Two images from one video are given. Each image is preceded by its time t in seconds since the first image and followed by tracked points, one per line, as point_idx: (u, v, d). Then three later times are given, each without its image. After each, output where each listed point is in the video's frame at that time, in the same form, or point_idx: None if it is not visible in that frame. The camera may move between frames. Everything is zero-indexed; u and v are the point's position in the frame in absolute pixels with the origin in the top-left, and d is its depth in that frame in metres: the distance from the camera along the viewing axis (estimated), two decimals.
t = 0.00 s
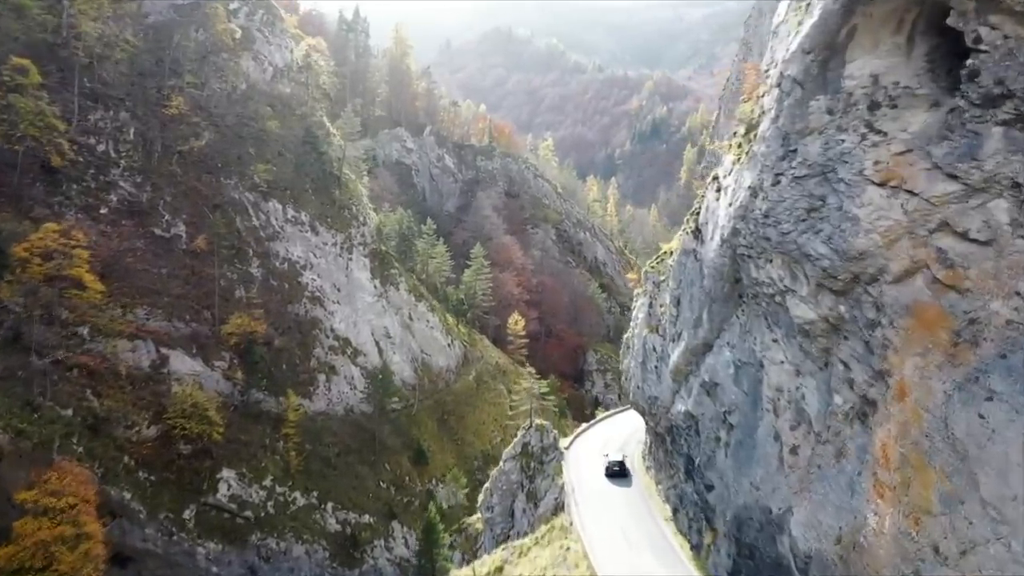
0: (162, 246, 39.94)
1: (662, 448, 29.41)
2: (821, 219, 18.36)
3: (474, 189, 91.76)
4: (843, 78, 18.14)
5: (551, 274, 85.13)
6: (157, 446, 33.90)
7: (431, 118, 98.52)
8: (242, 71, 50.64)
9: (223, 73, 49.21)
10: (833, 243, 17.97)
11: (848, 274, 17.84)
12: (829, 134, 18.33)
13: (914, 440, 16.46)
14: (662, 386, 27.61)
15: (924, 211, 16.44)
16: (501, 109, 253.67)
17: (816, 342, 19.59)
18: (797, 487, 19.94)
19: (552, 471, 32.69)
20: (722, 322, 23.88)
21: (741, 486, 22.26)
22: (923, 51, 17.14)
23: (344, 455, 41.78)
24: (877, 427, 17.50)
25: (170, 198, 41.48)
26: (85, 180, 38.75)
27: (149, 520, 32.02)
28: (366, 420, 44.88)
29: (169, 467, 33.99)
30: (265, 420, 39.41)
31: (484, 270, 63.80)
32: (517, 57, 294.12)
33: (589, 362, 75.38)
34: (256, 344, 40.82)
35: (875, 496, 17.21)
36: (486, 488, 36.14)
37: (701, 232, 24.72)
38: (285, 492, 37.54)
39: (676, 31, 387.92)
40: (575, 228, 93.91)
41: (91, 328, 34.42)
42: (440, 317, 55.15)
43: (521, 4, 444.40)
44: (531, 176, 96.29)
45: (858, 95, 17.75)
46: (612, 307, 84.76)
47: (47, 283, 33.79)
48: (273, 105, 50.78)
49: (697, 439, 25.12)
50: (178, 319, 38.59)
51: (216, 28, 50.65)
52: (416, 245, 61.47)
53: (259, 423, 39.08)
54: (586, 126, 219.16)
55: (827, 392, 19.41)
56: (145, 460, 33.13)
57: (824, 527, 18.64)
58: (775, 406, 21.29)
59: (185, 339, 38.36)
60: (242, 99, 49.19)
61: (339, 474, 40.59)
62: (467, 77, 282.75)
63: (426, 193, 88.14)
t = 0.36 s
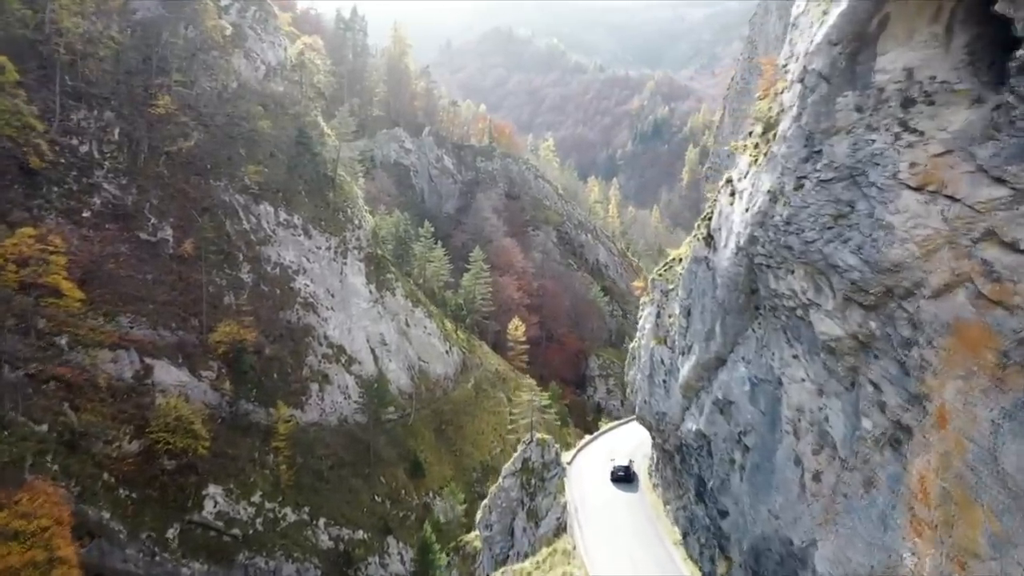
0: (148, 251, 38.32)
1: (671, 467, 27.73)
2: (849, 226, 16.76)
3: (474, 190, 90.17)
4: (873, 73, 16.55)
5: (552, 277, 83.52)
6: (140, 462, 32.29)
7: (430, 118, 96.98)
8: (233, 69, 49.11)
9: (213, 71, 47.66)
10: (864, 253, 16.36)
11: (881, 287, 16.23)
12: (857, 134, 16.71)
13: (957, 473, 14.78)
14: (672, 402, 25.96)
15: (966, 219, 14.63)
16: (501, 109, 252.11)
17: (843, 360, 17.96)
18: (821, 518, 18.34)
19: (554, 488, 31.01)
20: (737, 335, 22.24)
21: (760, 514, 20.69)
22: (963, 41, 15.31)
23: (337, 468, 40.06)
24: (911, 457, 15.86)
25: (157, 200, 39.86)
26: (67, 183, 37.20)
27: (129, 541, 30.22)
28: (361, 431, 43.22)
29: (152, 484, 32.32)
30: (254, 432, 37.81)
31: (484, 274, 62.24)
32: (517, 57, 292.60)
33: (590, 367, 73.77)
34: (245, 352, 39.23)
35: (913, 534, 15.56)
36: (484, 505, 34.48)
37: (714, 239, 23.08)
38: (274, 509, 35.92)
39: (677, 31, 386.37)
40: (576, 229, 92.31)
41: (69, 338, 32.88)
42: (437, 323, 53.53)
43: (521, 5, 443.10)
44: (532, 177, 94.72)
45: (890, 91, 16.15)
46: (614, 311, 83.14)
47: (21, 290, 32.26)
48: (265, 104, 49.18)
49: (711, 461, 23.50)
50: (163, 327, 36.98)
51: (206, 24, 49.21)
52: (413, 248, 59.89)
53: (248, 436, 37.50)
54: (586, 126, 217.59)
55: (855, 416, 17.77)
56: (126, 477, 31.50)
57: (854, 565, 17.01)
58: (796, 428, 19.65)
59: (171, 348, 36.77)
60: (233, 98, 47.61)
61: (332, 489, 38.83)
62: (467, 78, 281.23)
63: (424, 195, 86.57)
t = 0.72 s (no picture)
0: (132, 255, 36.79)
1: (682, 487, 26.19)
2: (883, 235, 15.19)
3: (474, 191, 88.66)
4: (909, 67, 14.89)
5: (553, 280, 81.97)
6: (121, 479, 30.65)
7: (429, 118, 95.56)
8: (224, 67, 47.67)
9: (203, 69, 46.20)
10: (900, 265, 14.78)
11: (918, 302, 14.63)
12: (891, 133, 15.11)
13: (1007, 511, 12.88)
14: (683, 418, 24.40)
15: (1016, 228, 13.02)
16: (502, 110, 250.71)
17: (873, 381, 16.38)
18: (849, 552, 16.79)
19: (556, 508, 29.54)
20: (753, 350, 20.68)
21: (780, 545, 19.23)
22: (1011, 29, 13.40)
23: (330, 481, 38.49)
24: (952, 490, 14.22)
25: (143, 203, 38.35)
26: (46, 185, 35.72)
27: (110, 561, 28.25)
28: (356, 442, 41.63)
29: (134, 501, 30.68)
30: (242, 445, 36.28)
31: (483, 278, 60.70)
32: (518, 57, 291.17)
33: (593, 373, 72.22)
34: (234, 362, 37.69)
35: None
36: (483, 523, 32.85)
37: (728, 246, 21.53)
38: (264, 525, 34.36)
39: (679, 31, 384.88)
40: (578, 231, 90.79)
41: (47, 348, 31.28)
42: (435, 329, 51.99)
43: (522, 5, 441.80)
44: (532, 178, 93.21)
45: (928, 84, 14.49)
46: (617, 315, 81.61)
47: None
48: (256, 104, 47.68)
49: (727, 484, 21.97)
50: (147, 336, 35.43)
51: (195, 21, 47.90)
52: (411, 252, 58.38)
53: (237, 450, 35.98)
54: (588, 126, 216.06)
55: (885, 439, 16.13)
56: (106, 495, 29.80)
57: None
58: (819, 452, 18.11)
59: (156, 357, 35.23)
60: (223, 97, 46.12)
61: (325, 503, 37.26)
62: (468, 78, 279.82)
63: (422, 196, 85.07)
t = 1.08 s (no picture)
0: (116, 261, 35.21)
1: (693, 510, 24.58)
2: (926, 246, 13.55)
3: (474, 192, 87.11)
4: (952, 59, 13.33)
5: (555, 283, 80.40)
6: (100, 497, 29.00)
7: (428, 119, 94.11)
8: (214, 64, 46.22)
9: (192, 67, 44.66)
10: (946, 280, 13.11)
11: (968, 322, 12.94)
12: (934, 131, 13.53)
13: None
14: (695, 438, 22.78)
15: None
16: (503, 110, 249.23)
17: (911, 407, 14.69)
18: None
19: (559, 529, 27.88)
20: (773, 367, 19.05)
21: None
22: None
23: (322, 495, 36.83)
24: (1007, 534, 12.52)
25: (128, 206, 36.73)
26: (25, 188, 34.25)
27: None
28: (349, 454, 40.02)
29: (115, 521, 28.98)
30: (229, 459, 34.68)
31: (482, 282, 59.15)
32: (519, 57, 289.65)
33: (595, 379, 70.61)
34: (221, 372, 36.07)
35: None
36: (481, 543, 31.21)
37: (746, 255, 19.92)
38: (251, 544, 32.71)
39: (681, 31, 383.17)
40: (580, 233, 89.23)
41: (22, 360, 29.70)
42: (433, 335, 50.41)
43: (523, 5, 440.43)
44: (533, 179, 91.69)
45: (974, 80, 12.92)
46: (620, 319, 80.09)
47: None
48: (248, 103, 46.14)
49: (744, 512, 20.33)
50: (131, 345, 33.87)
51: (183, 17, 46.60)
52: (408, 256, 56.85)
53: (224, 464, 34.41)
54: (590, 126, 214.45)
55: (927, 472, 14.38)
56: (84, 515, 28.13)
57: None
58: (848, 482, 16.46)
59: (139, 368, 33.65)
60: (213, 95, 44.58)
61: (316, 519, 35.58)
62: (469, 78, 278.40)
63: (421, 197, 83.56)
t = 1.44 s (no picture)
0: (98, 266, 33.70)
1: (708, 536, 22.99)
2: (981, 259, 11.94)
3: (473, 193, 85.54)
4: (1010, 45, 11.62)
5: (556, 286, 78.84)
6: (77, 518, 27.43)
7: (427, 118, 92.57)
8: (203, 61, 44.77)
9: (180, 64, 43.14)
10: (1007, 298, 11.49)
11: None
12: (989, 129, 11.85)
13: None
14: (711, 460, 21.17)
15: None
16: (504, 110, 247.57)
17: (958, 439, 13.01)
18: None
19: (563, 553, 26.23)
20: (798, 388, 17.45)
21: None
22: None
23: (314, 510, 35.17)
24: None
25: (112, 209, 35.18)
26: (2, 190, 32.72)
27: None
28: (343, 468, 38.40)
29: (92, 543, 27.32)
30: (216, 474, 33.08)
31: (481, 286, 57.58)
32: (520, 57, 287.96)
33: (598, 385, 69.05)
34: (208, 383, 34.48)
35: None
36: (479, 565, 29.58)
37: (767, 266, 18.32)
38: (238, 565, 30.95)
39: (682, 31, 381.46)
40: (581, 235, 87.64)
41: None
42: (431, 342, 48.81)
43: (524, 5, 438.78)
44: (534, 180, 90.11)
45: None
46: (622, 323, 78.48)
47: None
48: (239, 102, 44.60)
49: (767, 543, 18.71)
50: (113, 356, 32.34)
51: (170, 13, 45.16)
52: (405, 259, 55.31)
53: (210, 480, 32.78)
54: (591, 126, 212.77)
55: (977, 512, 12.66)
56: (60, 538, 26.56)
57: None
58: (884, 517, 14.83)
59: (121, 379, 32.10)
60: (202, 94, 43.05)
61: (308, 537, 33.90)
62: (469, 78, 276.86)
63: (419, 198, 81.98)
